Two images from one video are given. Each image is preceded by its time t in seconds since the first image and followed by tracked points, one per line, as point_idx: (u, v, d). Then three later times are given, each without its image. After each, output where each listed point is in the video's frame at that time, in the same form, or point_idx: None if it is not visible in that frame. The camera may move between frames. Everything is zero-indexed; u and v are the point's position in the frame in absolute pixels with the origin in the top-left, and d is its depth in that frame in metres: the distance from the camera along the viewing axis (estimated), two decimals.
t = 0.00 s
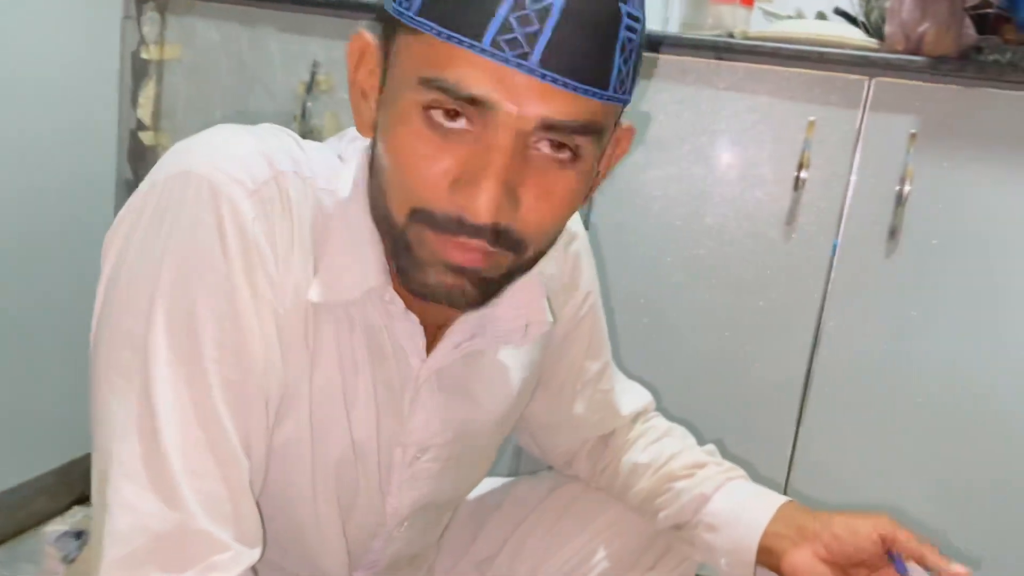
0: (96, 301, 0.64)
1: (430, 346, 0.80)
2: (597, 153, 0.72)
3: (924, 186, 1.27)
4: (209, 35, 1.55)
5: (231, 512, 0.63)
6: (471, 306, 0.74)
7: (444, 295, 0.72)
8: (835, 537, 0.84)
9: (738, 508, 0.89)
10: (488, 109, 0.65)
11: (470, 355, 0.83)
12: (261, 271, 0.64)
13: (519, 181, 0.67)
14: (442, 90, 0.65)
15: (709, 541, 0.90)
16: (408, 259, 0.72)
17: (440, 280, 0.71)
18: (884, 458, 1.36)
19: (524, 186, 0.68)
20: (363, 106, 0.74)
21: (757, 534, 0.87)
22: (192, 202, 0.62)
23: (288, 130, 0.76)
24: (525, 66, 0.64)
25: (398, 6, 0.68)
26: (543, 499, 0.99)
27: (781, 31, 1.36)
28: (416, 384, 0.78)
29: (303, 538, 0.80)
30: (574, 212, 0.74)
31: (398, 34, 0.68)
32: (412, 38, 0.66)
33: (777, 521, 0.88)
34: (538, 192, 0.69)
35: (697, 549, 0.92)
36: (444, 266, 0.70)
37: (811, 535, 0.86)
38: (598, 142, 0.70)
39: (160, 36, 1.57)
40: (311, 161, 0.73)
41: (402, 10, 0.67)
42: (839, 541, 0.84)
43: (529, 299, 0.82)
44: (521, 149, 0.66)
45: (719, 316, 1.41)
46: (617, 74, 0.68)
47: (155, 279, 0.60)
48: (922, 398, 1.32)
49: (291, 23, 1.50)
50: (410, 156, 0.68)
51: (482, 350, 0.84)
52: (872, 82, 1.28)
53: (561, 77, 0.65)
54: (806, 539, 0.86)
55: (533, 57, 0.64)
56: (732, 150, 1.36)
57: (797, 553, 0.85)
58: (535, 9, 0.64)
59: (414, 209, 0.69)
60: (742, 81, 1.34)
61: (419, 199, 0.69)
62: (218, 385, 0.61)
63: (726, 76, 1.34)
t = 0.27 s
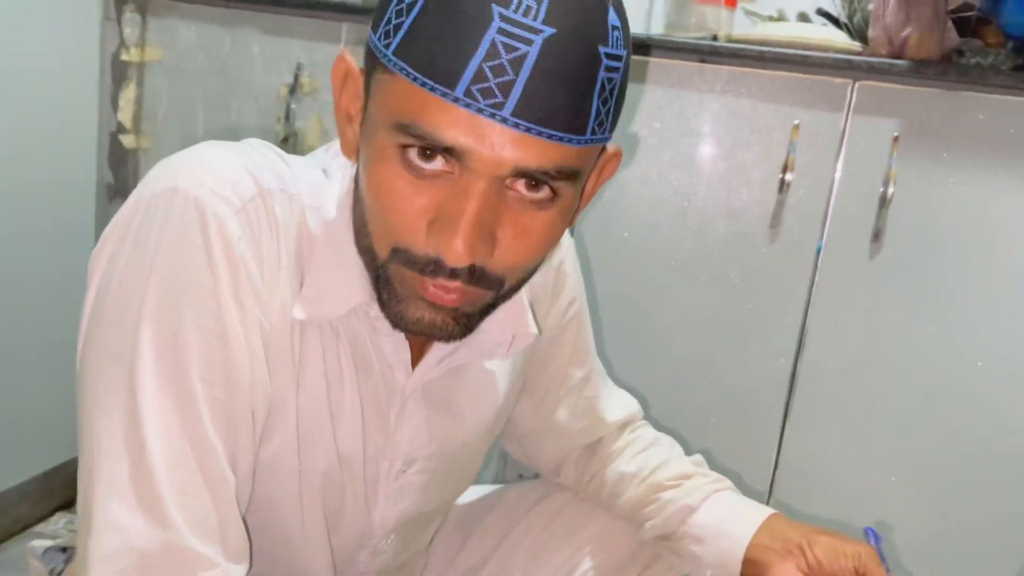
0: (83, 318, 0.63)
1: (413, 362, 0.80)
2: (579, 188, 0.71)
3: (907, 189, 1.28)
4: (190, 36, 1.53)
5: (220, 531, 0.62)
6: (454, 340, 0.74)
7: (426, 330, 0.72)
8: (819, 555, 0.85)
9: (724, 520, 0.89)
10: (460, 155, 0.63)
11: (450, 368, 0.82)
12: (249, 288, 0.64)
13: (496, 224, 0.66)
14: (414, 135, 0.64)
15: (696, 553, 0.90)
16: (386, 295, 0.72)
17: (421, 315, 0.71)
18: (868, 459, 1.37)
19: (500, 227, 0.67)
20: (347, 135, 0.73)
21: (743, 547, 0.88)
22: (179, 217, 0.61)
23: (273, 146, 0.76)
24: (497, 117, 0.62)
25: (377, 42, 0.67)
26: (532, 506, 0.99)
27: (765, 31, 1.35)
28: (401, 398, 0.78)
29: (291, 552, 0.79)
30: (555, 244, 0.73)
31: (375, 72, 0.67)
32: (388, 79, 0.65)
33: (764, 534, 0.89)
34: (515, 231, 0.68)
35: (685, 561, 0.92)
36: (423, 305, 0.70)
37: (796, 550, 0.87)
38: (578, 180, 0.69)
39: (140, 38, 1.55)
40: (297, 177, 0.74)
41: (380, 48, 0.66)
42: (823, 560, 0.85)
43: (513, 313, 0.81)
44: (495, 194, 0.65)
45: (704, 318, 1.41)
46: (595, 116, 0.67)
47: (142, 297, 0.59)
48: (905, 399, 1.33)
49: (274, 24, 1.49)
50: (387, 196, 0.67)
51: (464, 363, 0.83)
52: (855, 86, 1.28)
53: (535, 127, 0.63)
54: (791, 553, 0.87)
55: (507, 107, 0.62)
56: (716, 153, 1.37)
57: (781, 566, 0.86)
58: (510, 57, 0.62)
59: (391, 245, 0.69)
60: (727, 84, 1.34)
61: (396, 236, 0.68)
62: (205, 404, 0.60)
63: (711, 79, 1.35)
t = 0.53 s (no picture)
0: (88, 342, 0.65)
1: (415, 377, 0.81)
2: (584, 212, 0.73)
3: (898, 193, 1.30)
4: (182, 42, 1.53)
5: (226, 549, 0.63)
6: (459, 358, 0.76)
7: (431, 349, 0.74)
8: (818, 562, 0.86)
9: (723, 526, 0.90)
10: (470, 184, 0.65)
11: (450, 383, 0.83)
12: (253, 309, 0.66)
13: (502, 250, 0.68)
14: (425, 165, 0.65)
15: (695, 559, 0.90)
16: (396, 314, 0.74)
17: (426, 335, 0.73)
18: (859, 459, 1.39)
19: (507, 251, 0.69)
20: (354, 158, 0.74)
21: (743, 553, 0.89)
22: (185, 241, 0.63)
23: (274, 167, 0.78)
24: (507, 145, 0.64)
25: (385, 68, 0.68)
26: (530, 516, 1.01)
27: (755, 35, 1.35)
28: (403, 415, 0.80)
29: (295, 569, 0.81)
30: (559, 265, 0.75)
31: (383, 98, 0.68)
32: (397, 105, 0.66)
33: (763, 540, 0.89)
34: (521, 254, 0.70)
35: (684, 567, 0.93)
36: (432, 324, 0.72)
37: (795, 556, 0.87)
38: (582, 206, 0.70)
39: (131, 44, 1.55)
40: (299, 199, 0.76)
41: (388, 75, 0.68)
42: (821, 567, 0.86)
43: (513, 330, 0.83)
44: (503, 221, 0.66)
45: (697, 322, 1.42)
46: (600, 142, 0.69)
47: (148, 320, 0.61)
48: (896, 400, 1.34)
49: (267, 31, 1.49)
50: (396, 220, 0.69)
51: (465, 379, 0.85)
52: (845, 90, 1.30)
53: (543, 155, 0.65)
54: (790, 559, 0.88)
55: (515, 135, 0.64)
56: (709, 158, 1.38)
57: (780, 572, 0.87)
58: (519, 86, 0.64)
59: (400, 268, 0.70)
60: (718, 90, 1.35)
61: (406, 260, 0.70)
62: (212, 423, 0.62)
63: (702, 85, 1.36)
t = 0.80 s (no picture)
0: (107, 367, 0.67)
1: (433, 390, 0.83)
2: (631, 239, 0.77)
3: (895, 197, 1.31)
4: (180, 50, 1.53)
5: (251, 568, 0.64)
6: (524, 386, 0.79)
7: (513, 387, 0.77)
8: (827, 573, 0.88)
9: (733, 538, 0.92)
10: (586, 254, 0.67)
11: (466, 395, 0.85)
12: (271, 331, 0.67)
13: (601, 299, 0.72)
14: (541, 243, 0.66)
15: (705, 570, 0.93)
16: (486, 367, 0.75)
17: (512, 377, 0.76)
18: (860, 460, 1.40)
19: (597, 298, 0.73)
20: (401, 219, 0.73)
21: (753, 564, 0.91)
22: (201, 267, 0.64)
23: (285, 186, 0.79)
24: (620, 215, 0.68)
25: (467, 151, 0.67)
26: (539, 523, 1.03)
27: (752, 41, 1.36)
28: (421, 429, 0.81)
29: None
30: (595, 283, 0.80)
31: (467, 178, 0.67)
32: (491, 187, 0.66)
33: (772, 552, 0.91)
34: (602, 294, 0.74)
35: None
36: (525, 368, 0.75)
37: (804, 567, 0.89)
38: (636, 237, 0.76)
39: (129, 52, 1.55)
40: (311, 217, 0.77)
41: (479, 161, 0.66)
42: None
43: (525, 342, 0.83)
44: (606, 275, 0.70)
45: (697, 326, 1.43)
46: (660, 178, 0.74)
47: (169, 346, 0.63)
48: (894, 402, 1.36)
49: (265, 38, 1.49)
50: (497, 292, 0.69)
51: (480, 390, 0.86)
52: (842, 96, 1.31)
53: (641, 212, 0.69)
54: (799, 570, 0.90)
55: (628, 205, 0.68)
56: (709, 163, 1.39)
57: None
58: (629, 162, 0.67)
59: (499, 331, 0.72)
60: (717, 96, 1.37)
61: (505, 323, 0.71)
62: (233, 446, 0.63)
63: (700, 90, 1.37)
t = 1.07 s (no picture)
0: (111, 356, 0.67)
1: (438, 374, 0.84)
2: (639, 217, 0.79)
3: (888, 188, 1.32)
4: (174, 44, 1.52)
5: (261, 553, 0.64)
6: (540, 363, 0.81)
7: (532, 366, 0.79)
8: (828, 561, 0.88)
9: (733, 527, 0.91)
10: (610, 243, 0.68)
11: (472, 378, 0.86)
12: (278, 316, 0.67)
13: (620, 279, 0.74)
14: (568, 236, 0.67)
15: (706, 559, 0.92)
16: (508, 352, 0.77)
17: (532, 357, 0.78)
18: (855, 450, 1.41)
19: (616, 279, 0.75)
20: (420, 214, 0.73)
21: (753, 553, 0.90)
22: (208, 254, 0.65)
23: (286, 174, 0.80)
24: (644, 201, 0.69)
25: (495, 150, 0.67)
26: (539, 513, 1.03)
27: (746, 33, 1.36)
28: (429, 412, 0.82)
29: (321, 568, 0.83)
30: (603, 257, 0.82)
31: (492, 174, 0.68)
32: (518, 182, 0.67)
33: (773, 540, 0.91)
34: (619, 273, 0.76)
35: (695, 567, 0.94)
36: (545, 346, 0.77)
37: (806, 556, 0.89)
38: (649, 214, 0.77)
39: (122, 46, 1.54)
40: (315, 203, 0.77)
41: (508, 159, 0.67)
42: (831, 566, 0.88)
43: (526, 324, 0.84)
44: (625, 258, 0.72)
45: (694, 317, 1.44)
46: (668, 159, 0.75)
47: (176, 332, 0.63)
48: (889, 391, 1.37)
49: (259, 32, 1.48)
50: (524, 283, 0.70)
51: (484, 372, 0.87)
52: (836, 87, 1.32)
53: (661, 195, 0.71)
54: (800, 559, 0.89)
55: (653, 191, 0.69)
56: (705, 155, 1.39)
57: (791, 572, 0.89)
58: (653, 151, 0.67)
59: (524, 318, 0.73)
60: (713, 89, 1.37)
61: (530, 311, 0.72)
62: (242, 430, 0.63)
63: (696, 83, 1.37)
